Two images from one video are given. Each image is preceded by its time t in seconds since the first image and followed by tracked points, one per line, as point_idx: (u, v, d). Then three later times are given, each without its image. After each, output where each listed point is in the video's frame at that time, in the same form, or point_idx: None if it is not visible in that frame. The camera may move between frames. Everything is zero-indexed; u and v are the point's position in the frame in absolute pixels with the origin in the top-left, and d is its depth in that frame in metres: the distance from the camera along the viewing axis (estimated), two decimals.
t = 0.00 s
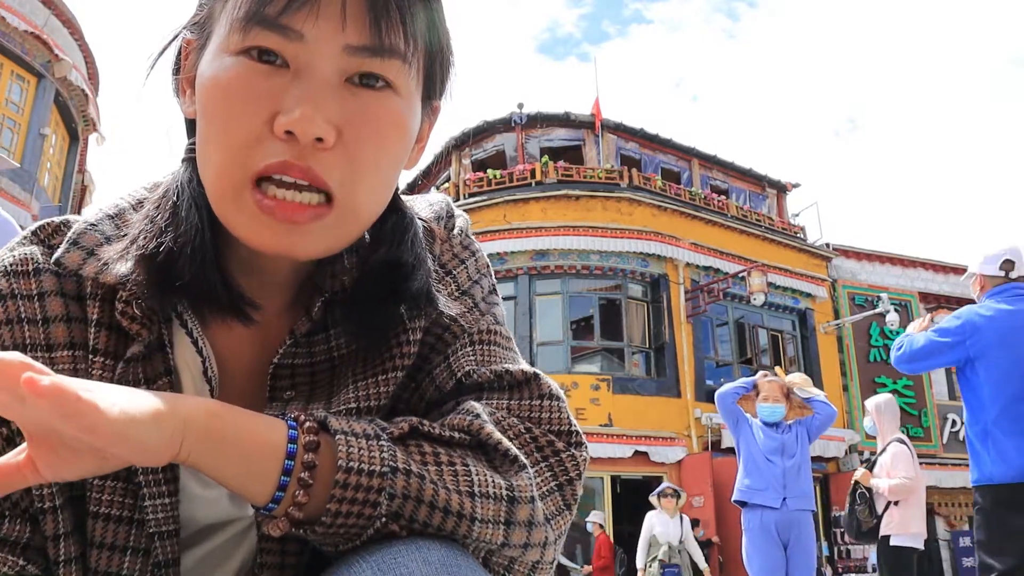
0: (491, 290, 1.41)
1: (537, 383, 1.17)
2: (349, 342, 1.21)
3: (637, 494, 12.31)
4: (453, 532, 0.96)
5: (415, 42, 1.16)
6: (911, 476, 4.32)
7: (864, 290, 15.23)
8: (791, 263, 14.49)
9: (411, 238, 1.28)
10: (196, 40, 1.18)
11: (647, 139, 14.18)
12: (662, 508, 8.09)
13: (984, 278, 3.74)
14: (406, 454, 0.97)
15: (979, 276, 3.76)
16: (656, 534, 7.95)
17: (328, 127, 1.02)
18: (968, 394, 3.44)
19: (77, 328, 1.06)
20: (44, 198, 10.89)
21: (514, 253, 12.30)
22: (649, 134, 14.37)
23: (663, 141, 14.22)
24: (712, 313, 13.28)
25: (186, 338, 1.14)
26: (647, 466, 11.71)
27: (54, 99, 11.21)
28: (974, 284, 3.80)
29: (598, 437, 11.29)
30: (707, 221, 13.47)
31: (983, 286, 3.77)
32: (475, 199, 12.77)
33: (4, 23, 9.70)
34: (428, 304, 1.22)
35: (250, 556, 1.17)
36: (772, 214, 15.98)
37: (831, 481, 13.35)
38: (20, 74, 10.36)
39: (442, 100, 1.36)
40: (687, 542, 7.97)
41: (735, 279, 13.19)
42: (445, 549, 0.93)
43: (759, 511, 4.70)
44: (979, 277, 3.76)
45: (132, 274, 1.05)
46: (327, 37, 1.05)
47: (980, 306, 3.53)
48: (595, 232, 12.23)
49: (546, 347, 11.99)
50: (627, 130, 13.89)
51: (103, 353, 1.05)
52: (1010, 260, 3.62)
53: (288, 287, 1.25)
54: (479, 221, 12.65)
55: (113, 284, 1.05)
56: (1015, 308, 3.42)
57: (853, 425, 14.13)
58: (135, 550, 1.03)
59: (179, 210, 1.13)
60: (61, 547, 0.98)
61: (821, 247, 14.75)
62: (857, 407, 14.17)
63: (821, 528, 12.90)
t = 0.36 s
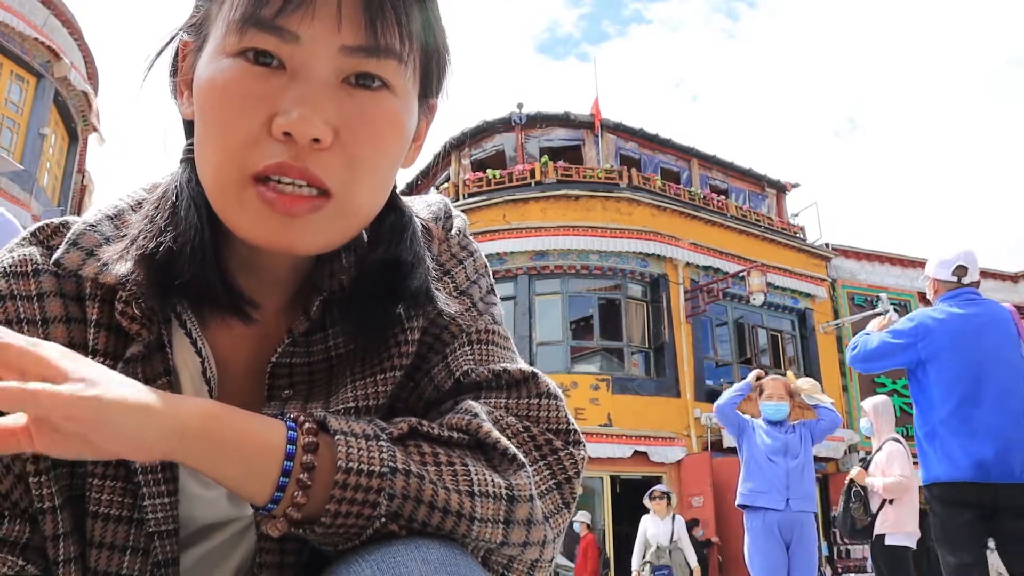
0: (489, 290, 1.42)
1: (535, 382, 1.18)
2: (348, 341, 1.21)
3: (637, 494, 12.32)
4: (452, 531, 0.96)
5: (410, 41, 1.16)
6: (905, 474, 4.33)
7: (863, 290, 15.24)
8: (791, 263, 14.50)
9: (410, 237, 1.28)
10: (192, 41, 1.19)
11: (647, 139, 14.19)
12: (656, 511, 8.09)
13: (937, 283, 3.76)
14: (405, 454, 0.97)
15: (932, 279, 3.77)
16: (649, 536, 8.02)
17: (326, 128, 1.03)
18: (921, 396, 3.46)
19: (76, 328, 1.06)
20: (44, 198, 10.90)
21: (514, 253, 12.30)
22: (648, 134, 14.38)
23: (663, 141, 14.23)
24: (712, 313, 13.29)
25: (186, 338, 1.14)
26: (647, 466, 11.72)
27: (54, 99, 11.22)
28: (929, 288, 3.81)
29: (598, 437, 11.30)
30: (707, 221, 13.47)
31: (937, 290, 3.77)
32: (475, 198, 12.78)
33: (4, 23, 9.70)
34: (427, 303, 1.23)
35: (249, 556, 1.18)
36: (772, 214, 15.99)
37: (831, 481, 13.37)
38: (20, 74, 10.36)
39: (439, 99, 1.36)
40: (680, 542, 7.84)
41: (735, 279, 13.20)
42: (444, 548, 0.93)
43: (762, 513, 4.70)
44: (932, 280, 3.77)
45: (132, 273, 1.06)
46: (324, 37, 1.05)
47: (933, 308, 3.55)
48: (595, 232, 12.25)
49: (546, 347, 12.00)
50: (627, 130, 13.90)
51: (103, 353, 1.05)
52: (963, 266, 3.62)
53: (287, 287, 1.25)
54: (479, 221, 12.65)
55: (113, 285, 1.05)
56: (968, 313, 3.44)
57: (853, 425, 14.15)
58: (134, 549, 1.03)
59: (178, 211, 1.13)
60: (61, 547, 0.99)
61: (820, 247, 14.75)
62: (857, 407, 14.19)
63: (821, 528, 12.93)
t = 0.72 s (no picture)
0: (489, 287, 1.42)
1: (537, 378, 1.18)
2: (349, 340, 1.21)
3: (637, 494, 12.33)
4: (452, 531, 0.96)
5: (410, 37, 1.16)
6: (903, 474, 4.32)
7: (863, 290, 15.25)
8: (791, 263, 14.51)
9: (412, 236, 1.29)
10: (192, 40, 1.19)
11: (647, 139, 14.19)
12: (647, 513, 8.12)
13: (914, 288, 3.77)
14: (409, 448, 0.97)
15: (910, 284, 3.78)
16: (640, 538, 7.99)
17: (326, 123, 1.03)
18: (897, 398, 3.47)
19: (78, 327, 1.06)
20: (44, 198, 10.91)
21: (514, 253, 12.30)
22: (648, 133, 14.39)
23: (663, 141, 14.24)
24: (712, 313, 13.30)
25: (186, 336, 1.14)
26: (647, 466, 11.72)
27: (53, 99, 11.23)
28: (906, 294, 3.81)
29: (598, 437, 11.31)
30: (707, 221, 13.48)
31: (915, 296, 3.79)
32: (475, 198, 12.78)
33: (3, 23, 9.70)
34: (429, 300, 1.23)
35: (249, 555, 1.17)
36: (772, 214, 15.99)
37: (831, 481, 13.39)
38: (19, 74, 10.36)
39: (439, 97, 1.36)
40: (672, 542, 7.95)
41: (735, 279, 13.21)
42: (445, 549, 0.93)
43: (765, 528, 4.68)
44: (910, 285, 3.78)
45: (132, 274, 1.06)
46: (325, 33, 1.05)
47: (911, 312, 3.55)
48: (595, 232, 12.25)
49: (545, 347, 12.00)
50: (627, 130, 13.91)
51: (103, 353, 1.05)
52: (938, 268, 3.64)
53: (288, 286, 1.25)
54: (479, 221, 12.65)
55: (114, 285, 1.05)
56: (943, 316, 3.45)
57: (853, 425, 14.16)
58: (135, 550, 1.03)
59: (178, 210, 1.13)
60: (61, 548, 0.99)
61: (820, 247, 14.76)
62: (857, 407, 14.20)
63: (820, 528, 12.94)
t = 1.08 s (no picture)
0: (487, 284, 1.42)
1: (535, 370, 1.18)
2: (347, 340, 1.22)
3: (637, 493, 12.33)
4: (450, 533, 0.96)
5: (409, 38, 1.16)
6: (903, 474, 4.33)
7: (863, 290, 15.25)
8: (791, 263, 14.51)
9: (409, 235, 1.29)
10: (191, 41, 1.19)
11: (647, 139, 14.19)
12: (646, 514, 8.05)
13: (910, 290, 3.77)
14: (399, 459, 0.98)
15: (906, 286, 3.78)
16: (642, 538, 7.92)
17: (325, 124, 1.03)
18: (891, 397, 3.49)
19: (77, 329, 1.07)
20: (44, 198, 10.91)
21: (514, 253, 12.31)
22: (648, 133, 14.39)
23: (663, 141, 14.24)
24: (712, 313, 13.30)
25: (185, 338, 1.14)
26: (647, 466, 11.72)
27: (53, 99, 11.23)
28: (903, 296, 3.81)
29: (598, 437, 11.31)
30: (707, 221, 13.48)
31: (910, 297, 3.79)
32: (475, 198, 12.78)
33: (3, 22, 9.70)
34: (425, 299, 1.23)
35: (250, 554, 1.18)
36: (772, 214, 15.99)
37: (831, 480, 13.40)
38: (19, 74, 10.35)
39: (437, 97, 1.36)
40: (672, 543, 7.98)
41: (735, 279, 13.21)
42: (443, 549, 0.94)
43: (756, 532, 4.70)
44: (904, 287, 3.78)
45: (131, 275, 1.06)
46: (323, 34, 1.06)
47: (906, 313, 3.54)
48: (595, 232, 12.25)
49: (545, 347, 12.00)
50: (627, 130, 13.91)
51: (103, 354, 1.05)
52: (932, 271, 3.64)
53: (287, 285, 1.25)
54: (479, 221, 12.65)
55: (113, 285, 1.05)
56: (939, 318, 3.44)
57: (853, 425, 14.17)
58: (135, 549, 1.03)
59: (178, 210, 1.14)
60: (62, 548, 0.99)
61: (820, 247, 14.76)
62: (857, 406, 14.20)
63: (820, 528, 12.94)
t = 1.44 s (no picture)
0: (488, 283, 1.42)
1: (535, 370, 1.18)
2: (347, 339, 1.21)
3: (637, 493, 12.34)
4: (450, 533, 0.96)
5: (409, 39, 1.16)
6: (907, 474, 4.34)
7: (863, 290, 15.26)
8: (791, 262, 14.51)
9: (409, 234, 1.29)
10: (191, 40, 1.19)
11: (647, 138, 14.19)
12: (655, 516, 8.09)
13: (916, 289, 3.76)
14: (400, 459, 0.97)
15: (911, 285, 3.78)
16: (653, 540, 7.90)
17: (324, 125, 1.03)
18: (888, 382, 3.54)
19: (76, 327, 1.07)
20: (44, 198, 10.92)
21: (514, 253, 12.31)
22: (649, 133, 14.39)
23: (663, 140, 14.24)
24: (712, 313, 13.30)
25: (185, 338, 1.14)
26: (647, 466, 11.72)
27: (53, 99, 11.24)
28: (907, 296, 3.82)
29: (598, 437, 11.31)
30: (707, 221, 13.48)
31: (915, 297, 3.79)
32: (475, 198, 12.78)
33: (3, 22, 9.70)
34: (425, 299, 1.23)
35: (250, 553, 1.18)
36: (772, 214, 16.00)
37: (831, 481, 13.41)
38: (19, 74, 10.36)
39: (438, 97, 1.36)
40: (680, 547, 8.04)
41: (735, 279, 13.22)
42: (443, 550, 0.94)
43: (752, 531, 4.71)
44: (911, 286, 3.79)
45: (131, 273, 1.06)
46: (323, 34, 1.05)
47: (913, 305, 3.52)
48: (595, 232, 12.25)
49: (545, 347, 12.00)
50: (627, 130, 13.92)
51: (103, 352, 1.05)
52: (939, 272, 3.66)
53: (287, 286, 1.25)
54: (479, 221, 12.65)
55: (112, 284, 1.05)
56: (944, 313, 3.42)
57: (853, 425, 14.18)
58: (135, 548, 1.03)
59: (177, 209, 1.14)
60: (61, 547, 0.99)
61: (820, 247, 14.77)
62: (857, 406, 14.21)
63: (820, 527, 12.95)
